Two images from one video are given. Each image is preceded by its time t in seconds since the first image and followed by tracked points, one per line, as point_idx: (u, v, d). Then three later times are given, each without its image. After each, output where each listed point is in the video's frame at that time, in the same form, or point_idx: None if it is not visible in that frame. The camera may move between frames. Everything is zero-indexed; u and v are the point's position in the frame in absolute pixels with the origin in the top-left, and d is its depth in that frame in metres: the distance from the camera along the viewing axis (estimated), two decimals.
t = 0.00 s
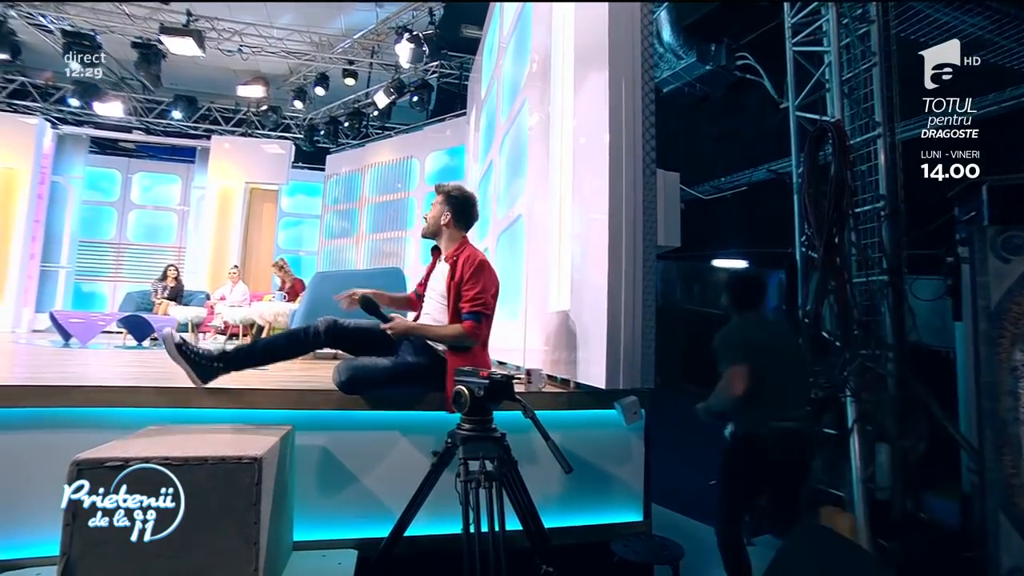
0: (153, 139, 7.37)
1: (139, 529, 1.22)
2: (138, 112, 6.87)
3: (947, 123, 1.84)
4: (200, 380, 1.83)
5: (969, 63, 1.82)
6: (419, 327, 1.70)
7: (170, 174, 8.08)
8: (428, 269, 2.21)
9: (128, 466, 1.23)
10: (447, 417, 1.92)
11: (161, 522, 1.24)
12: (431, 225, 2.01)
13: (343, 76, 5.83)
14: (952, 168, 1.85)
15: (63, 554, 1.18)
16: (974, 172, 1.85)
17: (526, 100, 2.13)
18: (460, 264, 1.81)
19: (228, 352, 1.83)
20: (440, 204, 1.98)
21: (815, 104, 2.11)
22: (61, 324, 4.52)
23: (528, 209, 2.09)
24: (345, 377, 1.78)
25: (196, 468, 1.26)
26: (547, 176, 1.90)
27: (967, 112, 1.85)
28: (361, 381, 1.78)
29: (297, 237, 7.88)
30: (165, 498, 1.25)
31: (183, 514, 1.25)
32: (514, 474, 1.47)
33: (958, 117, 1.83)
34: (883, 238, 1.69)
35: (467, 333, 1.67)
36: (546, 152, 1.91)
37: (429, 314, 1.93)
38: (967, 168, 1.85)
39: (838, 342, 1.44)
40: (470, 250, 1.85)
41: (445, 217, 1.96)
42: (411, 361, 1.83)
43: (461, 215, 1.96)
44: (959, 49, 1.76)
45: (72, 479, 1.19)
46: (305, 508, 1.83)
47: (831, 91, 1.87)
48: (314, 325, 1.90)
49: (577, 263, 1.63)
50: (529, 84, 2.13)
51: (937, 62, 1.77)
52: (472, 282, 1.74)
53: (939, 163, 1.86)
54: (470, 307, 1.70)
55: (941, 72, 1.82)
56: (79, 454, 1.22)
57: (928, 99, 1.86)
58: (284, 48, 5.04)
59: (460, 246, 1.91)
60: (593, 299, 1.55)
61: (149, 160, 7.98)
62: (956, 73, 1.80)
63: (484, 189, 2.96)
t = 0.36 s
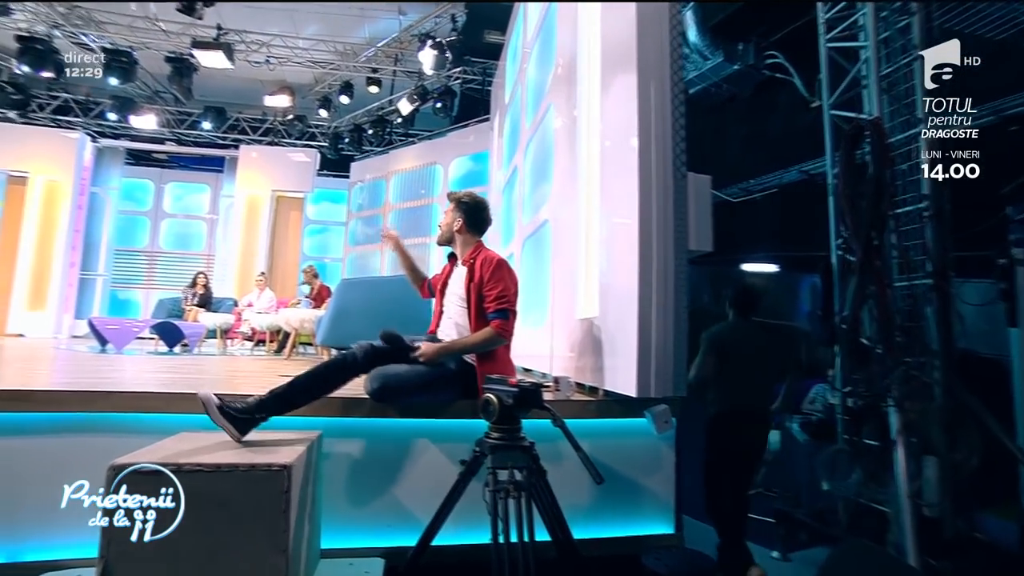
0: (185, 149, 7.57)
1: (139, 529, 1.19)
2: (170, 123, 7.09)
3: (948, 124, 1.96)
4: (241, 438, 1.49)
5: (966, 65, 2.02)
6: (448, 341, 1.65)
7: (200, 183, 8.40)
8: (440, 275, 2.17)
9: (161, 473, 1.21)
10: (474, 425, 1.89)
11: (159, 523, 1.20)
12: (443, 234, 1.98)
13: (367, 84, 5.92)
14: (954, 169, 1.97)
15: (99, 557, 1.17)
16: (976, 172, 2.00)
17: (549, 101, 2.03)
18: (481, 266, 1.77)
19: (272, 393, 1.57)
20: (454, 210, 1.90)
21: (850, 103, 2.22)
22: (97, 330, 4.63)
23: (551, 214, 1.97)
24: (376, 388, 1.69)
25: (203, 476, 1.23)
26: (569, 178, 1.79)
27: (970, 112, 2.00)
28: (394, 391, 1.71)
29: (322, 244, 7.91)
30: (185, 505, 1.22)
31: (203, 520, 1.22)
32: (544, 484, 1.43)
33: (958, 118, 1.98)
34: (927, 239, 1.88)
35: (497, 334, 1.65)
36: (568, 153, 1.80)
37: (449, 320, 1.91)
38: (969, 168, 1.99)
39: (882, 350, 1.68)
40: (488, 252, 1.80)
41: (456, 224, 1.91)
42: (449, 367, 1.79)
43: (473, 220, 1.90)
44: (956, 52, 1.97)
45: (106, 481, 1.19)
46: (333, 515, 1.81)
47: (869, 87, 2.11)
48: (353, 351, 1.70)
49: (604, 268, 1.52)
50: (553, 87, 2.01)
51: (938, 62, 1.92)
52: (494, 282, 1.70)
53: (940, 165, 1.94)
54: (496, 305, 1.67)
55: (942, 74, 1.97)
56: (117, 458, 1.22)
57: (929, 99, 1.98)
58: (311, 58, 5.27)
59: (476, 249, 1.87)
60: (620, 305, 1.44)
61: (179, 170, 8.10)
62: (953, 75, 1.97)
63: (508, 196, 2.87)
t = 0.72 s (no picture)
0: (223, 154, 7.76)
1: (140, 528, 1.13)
2: (208, 130, 7.29)
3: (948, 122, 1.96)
4: (278, 434, 1.44)
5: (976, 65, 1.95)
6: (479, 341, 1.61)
7: (235, 187, 8.22)
8: (469, 278, 2.11)
9: (208, 473, 1.15)
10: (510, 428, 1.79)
11: (161, 523, 1.14)
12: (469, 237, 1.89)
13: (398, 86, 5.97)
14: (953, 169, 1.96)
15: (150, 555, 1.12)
16: (975, 173, 1.95)
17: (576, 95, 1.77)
18: (508, 264, 1.71)
19: (306, 391, 1.51)
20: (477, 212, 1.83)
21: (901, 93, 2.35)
22: (141, 331, 4.76)
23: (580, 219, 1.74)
24: (412, 386, 1.67)
25: (239, 474, 1.16)
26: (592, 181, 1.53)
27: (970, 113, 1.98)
28: (427, 391, 1.67)
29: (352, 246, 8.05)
30: (219, 505, 1.16)
31: (239, 522, 1.16)
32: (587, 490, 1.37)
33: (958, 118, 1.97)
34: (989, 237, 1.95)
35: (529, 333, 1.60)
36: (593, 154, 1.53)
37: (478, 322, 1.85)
38: (969, 169, 1.95)
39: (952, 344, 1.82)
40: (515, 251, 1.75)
41: (482, 225, 1.82)
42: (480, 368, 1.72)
43: (497, 221, 1.82)
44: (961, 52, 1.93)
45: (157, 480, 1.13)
46: (370, 518, 1.80)
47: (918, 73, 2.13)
48: (382, 349, 1.63)
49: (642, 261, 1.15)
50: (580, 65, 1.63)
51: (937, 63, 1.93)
52: (522, 280, 1.65)
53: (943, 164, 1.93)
54: (525, 303, 1.61)
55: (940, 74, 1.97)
56: (165, 457, 1.16)
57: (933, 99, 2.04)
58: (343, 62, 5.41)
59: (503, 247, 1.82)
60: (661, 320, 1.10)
61: (216, 175, 8.20)
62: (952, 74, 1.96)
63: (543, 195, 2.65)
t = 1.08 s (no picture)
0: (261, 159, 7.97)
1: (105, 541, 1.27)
2: (247, 136, 7.47)
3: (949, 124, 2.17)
4: (325, 433, 1.45)
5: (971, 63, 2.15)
6: (518, 341, 1.58)
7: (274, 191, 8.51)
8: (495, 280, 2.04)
9: (257, 471, 1.15)
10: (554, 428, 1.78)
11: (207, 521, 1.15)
12: (497, 237, 1.72)
13: (430, 88, 6.02)
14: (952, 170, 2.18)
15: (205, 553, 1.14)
16: (974, 172, 2.12)
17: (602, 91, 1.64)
18: (540, 261, 1.66)
19: (350, 392, 1.52)
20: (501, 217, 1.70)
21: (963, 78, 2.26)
22: (187, 331, 4.92)
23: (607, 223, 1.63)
24: (456, 387, 1.65)
25: (286, 474, 1.16)
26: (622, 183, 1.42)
27: (968, 113, 2.13)
28: (473, 391, 1.66)
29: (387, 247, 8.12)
30: (267, 503, 1.16)
31: (286, 520, 1.15)
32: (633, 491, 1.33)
33: (959, 118, 2.15)
34: None
35: (568, 329, 1.56)
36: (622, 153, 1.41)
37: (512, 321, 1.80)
38: (967, 169, 2.14)
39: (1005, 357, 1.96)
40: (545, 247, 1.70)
41: (511, 225, 1.69)
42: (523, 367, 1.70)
43: (528, 220, 1.70)
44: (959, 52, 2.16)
45: (209, 478, 1.13)
46: (413, 517, 1.78)
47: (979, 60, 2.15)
48: (419, 350, 1.62)
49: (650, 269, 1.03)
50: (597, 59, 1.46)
51: (935, 62, 2.18)
52: (554, 276, 1.61)
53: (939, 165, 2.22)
54: (560, 299, 1.58)
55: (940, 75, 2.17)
56: (217, 454, 1.16)
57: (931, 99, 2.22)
58: (376, 65, 5.52)
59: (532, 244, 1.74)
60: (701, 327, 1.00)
61: (256, 180, 8.47)
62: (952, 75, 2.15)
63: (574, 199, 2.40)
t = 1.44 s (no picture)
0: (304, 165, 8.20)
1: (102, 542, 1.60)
2: (290, 143, 7.57)
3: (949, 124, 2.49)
4: (375, 434, 1.45)
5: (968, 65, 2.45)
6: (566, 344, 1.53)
7: (315, 197, 8.66)
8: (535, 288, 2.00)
9: (311, 473, 1.16)
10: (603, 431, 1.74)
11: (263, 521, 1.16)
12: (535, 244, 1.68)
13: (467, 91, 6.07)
14: (953, 169, 2.48)
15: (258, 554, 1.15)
16: (974, 171, 2.43)
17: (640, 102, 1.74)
18: (582, 262, 1.62)
19: (398, 395, 1.52)
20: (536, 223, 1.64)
21: None
22: (235, 332, 5.09)
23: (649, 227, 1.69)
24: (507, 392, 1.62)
25: (337, 476, 1.16)
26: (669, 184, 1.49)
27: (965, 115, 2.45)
28: (523, 394, 1.63)
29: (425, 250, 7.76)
30: (320, 504, 1.16)
31: (338, 521, 1.16)
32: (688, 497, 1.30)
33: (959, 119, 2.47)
34: None
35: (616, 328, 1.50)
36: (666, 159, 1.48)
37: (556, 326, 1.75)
38: (968, 168, 2.45)
39: None
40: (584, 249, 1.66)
41: (552, 229, 1.65)
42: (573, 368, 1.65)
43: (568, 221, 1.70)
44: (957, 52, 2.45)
45: (263, 479, 1.14)
46: (460, 519, 1.77)
47: None
48: (468, 354, 1.62)
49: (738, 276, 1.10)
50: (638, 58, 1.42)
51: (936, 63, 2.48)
52: (599, 277, 1.56)
53: (941, 165, 2.50)
54: (606, 300, 1.53)
55: (943, 74, 2.50)
56: (271, 455, 1.18)
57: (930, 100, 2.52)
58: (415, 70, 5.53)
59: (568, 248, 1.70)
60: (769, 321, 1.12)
61: (298, 186, 8.69)
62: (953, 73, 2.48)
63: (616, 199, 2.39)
